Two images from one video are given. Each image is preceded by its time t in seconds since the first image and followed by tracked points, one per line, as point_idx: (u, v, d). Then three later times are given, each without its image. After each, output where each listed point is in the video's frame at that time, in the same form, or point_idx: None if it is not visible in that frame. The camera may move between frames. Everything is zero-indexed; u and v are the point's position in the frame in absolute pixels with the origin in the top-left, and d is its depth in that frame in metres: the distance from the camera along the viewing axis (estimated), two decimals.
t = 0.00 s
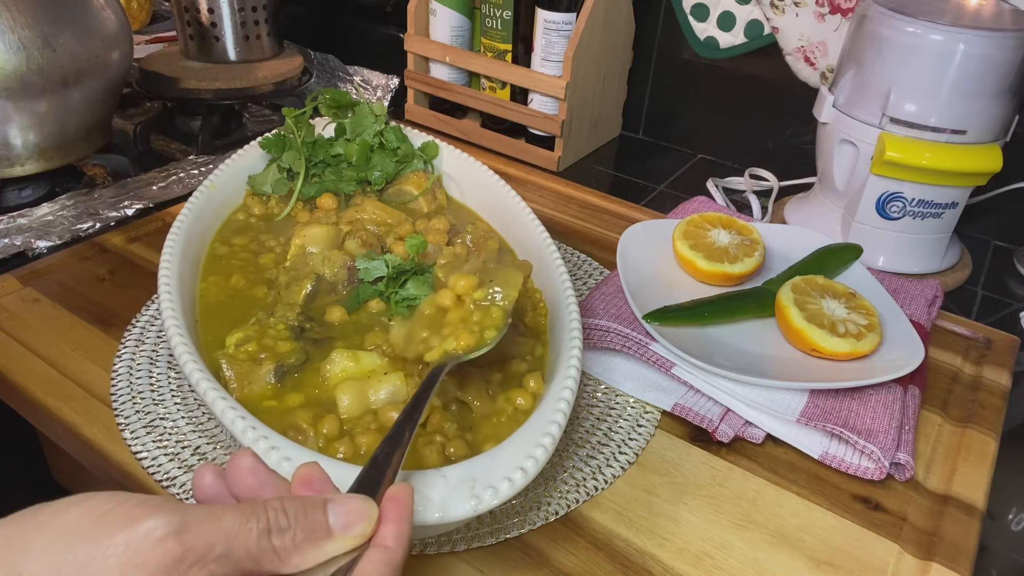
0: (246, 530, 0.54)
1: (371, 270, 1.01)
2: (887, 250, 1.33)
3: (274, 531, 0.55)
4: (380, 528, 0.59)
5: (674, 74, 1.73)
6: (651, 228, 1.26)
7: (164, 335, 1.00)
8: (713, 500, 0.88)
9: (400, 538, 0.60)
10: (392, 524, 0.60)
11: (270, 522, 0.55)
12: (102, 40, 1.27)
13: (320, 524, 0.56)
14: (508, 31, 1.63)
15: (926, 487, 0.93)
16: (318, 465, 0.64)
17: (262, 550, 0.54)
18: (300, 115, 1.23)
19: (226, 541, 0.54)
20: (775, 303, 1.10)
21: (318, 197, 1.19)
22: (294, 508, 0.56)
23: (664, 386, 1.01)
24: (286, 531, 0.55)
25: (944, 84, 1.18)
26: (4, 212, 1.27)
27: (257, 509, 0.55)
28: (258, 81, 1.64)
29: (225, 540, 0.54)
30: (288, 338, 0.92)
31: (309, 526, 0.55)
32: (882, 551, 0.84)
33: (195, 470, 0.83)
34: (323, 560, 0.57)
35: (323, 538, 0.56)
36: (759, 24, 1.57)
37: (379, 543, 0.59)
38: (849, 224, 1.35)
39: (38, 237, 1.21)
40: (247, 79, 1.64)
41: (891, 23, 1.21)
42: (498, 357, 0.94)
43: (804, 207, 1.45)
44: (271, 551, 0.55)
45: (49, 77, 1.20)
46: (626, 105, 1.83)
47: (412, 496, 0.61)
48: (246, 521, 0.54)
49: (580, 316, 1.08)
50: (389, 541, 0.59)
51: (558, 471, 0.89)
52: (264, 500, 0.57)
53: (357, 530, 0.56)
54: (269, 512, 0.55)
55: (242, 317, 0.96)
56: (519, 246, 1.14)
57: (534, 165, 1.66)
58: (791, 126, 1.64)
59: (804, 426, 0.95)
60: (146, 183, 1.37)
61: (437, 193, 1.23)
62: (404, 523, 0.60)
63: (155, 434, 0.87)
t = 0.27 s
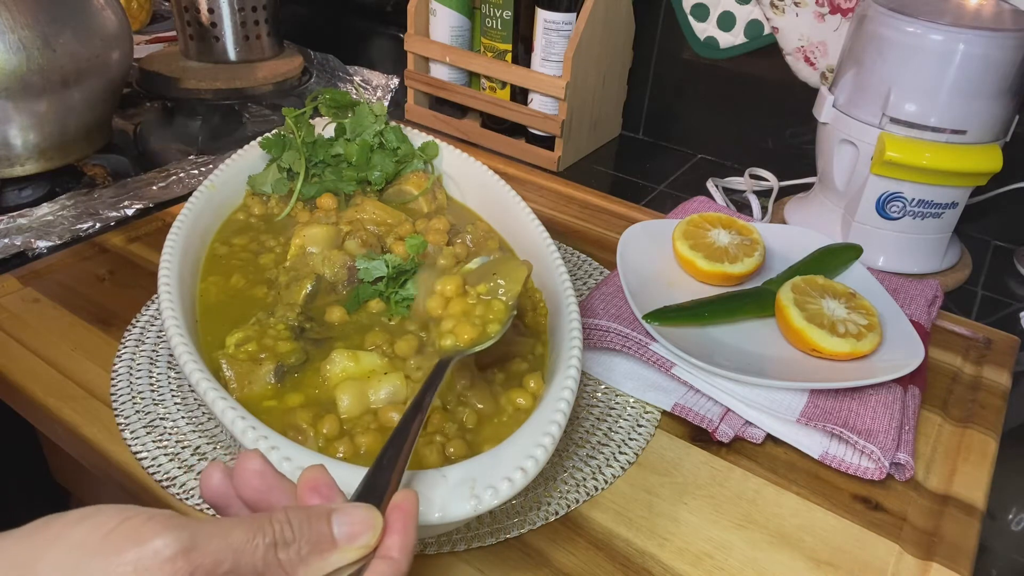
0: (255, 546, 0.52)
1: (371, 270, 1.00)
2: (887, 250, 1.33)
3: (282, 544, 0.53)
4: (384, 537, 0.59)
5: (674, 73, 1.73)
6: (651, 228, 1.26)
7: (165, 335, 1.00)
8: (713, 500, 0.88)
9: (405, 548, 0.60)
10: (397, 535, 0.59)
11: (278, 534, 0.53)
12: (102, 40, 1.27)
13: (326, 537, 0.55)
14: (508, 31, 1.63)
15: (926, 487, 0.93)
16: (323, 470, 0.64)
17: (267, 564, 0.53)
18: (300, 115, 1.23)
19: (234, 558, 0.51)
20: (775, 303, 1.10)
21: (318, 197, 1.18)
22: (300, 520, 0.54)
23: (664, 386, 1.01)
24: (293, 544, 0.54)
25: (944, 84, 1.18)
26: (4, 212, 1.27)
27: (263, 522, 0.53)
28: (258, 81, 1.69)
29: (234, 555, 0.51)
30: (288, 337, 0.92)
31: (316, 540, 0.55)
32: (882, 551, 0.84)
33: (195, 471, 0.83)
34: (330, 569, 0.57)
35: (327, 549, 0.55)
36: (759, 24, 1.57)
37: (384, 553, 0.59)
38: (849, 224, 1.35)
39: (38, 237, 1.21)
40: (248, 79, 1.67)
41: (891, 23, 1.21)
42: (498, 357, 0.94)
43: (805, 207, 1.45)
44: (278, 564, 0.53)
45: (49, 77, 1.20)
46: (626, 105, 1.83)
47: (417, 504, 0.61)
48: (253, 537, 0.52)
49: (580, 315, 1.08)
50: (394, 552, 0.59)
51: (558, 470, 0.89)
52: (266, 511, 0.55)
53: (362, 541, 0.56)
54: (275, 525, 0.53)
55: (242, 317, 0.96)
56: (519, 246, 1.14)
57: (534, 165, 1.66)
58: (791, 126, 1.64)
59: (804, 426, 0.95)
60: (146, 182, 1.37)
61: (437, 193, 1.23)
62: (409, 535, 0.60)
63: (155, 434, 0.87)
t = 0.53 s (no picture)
0: (259, 542, 0.52)
1: (371, 270, 1.00)
2: (887, 250, 1.33)
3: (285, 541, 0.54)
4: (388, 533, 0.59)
5: (674, 73, 1.73)
6: (651, 228, 1.26)
7: (164, 335, 1.00)
8: (713, 500, 0.88)
9: (408, 540, 0.60)
10: (399, 528, 0.60)
11: (279, 530, 0.54)
12: (102, 40, 1.27)
13: (327, 532, 0.56)
14: (508, 31, 1.63)
15: (926, 487, 0.93)
16: (331, 468, 0.63)
17: (270, 559, 0.53)
18: (300, 115, 1.23)
19: (238, 554, 0.52)
20: (775, 303, 1.10)
21: (318, 197, 1.18)
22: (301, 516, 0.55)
23: (664, 386, 1.01)
24: (296, 540, 0.54)
25: (944, 84, 1.18)
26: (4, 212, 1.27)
27: (266, 519, 0.53)
28: (258, 81, 1.66)
29: (238, 552, 0.52)
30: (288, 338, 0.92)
31: (319, 537, 0.55)
32: (882, 551, 0.84)
33: (195, 470, 0.83)
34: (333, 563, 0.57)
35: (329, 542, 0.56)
36: (759, 24, 1.57)
37: (387, 547, 0.59)
38: (849, 224, 1.35)
39: (38, 237, 1.21)
40: (247, 79, 1.66)
41: (891, 23, 1.21)
42: (499, 357, 0.94)
43: (805, 207, 1.45)
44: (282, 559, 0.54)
45: (49, 77, 1.20)
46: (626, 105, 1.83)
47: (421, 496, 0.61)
48: (256, 534, 0.52)
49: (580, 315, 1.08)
50: (398, 544, 0.59)
51: (558, 470, 0.89)
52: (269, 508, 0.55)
53: (362, 535, 0.56)
54: (277, 521, 0.54)
55: (242, 317, 0.96)
56: (519, 246, 1.14)
57: (534, 165, 1.66)
58: (791, 126, 1.64)
59: (804, 426, 0.95)
60: (146, 182, 1.37)
61: (437, 193, 1.23)
62: (413, 527, 0.60)
63: (155, 434, 0.87)
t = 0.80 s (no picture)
0: (251, 542, 0.52)
1: (371, 270, 1.00)
2: (887, 250, 1.33)
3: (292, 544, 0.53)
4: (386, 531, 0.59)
5: (674, 73, 1.73)
6: (651, 228, 1.26)
7: (165, 335, 1.00)
8: (713, 500, 0.88)
9: (404, 535, 0.59)
10: (396, 523, 0.59)
11: (273, 530, 0.53)
12: (102, 40, 1.27)
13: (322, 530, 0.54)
14: (508, 31, 1.63)
15: (926, 487, 0.93)
16: (334, 472, 0.64)
17: (265, 561, 0.52)
18: (300, 115, 1.23)
19: (232, 553, 0.52)
20: (775, 303, 1.10)
21: (318, 197, 1.18)
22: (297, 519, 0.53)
23: (664, 386, 1.01)
24: (289, 541, 0.53)
25: (944, 84, 1.18)
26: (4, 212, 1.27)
27: (258, 520, 0.53)
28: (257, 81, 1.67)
29: (231, 552, 0.51)
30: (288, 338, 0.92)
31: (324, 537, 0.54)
32: (882, 551, 0.84)
33: (195, 470, 0.83)
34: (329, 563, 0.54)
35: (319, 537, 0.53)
36: (759, 24, 1.57)
37: (384, 542, 0.58)
38: (849, 224, 1.35)
39: (38, 237, 1.21)
40: (248, 79, 1.66)
41: (891, 23, 1.21)
42: (499, 358, 0.94)
43: (805, 207, 1.45)
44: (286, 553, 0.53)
45: (48, 77, 1.20)
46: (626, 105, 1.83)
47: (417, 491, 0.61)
48: (250, 533, 0.52)
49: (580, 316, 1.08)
50: (394, 540, 0.58)
51: (558, 470, 0.89)
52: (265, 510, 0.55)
53: (359, 530, 0.53)
54: (270, 521, 0.53)
55: (242, 317, 0.96)
56: (519, 246, 1.14)
57: (534, 165, 1.66)
58: (791, 126, 1.64)
59: (804, 426, 0.95)
60: (146, 182, 1.37)
61: (437, 193, 1.23)
62: (408, 521, 0.59)
63: (155, 434, 0.87)
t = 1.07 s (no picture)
0: (228, 518, 0.56)
1: (371, 270, 1.00)
2: (887, 250, 1.33)
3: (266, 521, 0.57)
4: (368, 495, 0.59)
5: (674, 73, 1.73)
6: (651, 228, 1.26)
7: (165, 335, 1.00)
8: (713, 500, 0.88)
9: (384, 501, 0.59)
10: (375, 488, 0.59)
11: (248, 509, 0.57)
12: (102, 40, 1.27)
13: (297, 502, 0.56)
14: (509, 31, 1.63)
15: (926, 487, 0.93)
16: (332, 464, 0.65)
17: (242, 539, 0.56)
18: (300, 115, 1.23)
19: (207, 529, 0.57)
20: (775, 303, 1.10)
21: (318, 197, 1.18)
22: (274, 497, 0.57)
23: (664, 386, 1.01)
24: (265, 520, 0.57)
25: (945, 84, 1.18)
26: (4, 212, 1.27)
27: (236, 501, 0.58)
28: (258, 81, 1.64)
29: (207, 527, 0.57)
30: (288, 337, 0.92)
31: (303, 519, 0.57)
32: (882, 551, 0.84)
33: (195, 470, 0.83)
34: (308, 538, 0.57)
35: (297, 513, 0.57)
36: (759, 24, 1.57)
37: (363, 508, 0.58)
38: (849, 224, 1.35)
39: (38, 237, 1.21)
40: (247, 79, 1.64)
41: (891, 23, 1.21)
42: (500, 357, 0.94)
43: (805, 207, 1.45)
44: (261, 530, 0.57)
45: (48, 77, 1.20)
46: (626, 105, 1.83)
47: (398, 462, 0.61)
48: (225, 512, 0.57)
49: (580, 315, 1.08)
50: (372, 505, 0.59)
51: (558, 470, 0.89)
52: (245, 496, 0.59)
53: (332, 501, 0.56)
54: (244, 502, 0.57)
55: (242, 317, 0.96)
56: (519, 246, 1.14)
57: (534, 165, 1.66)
58: (791, 126, 1.64)
59: (804, 426, 0.95)
60: (146, 182, 1.37)
61: (437, 193, 1.23)
62: (388, 487, 0.59)
63: (155, 434, 0.87)
